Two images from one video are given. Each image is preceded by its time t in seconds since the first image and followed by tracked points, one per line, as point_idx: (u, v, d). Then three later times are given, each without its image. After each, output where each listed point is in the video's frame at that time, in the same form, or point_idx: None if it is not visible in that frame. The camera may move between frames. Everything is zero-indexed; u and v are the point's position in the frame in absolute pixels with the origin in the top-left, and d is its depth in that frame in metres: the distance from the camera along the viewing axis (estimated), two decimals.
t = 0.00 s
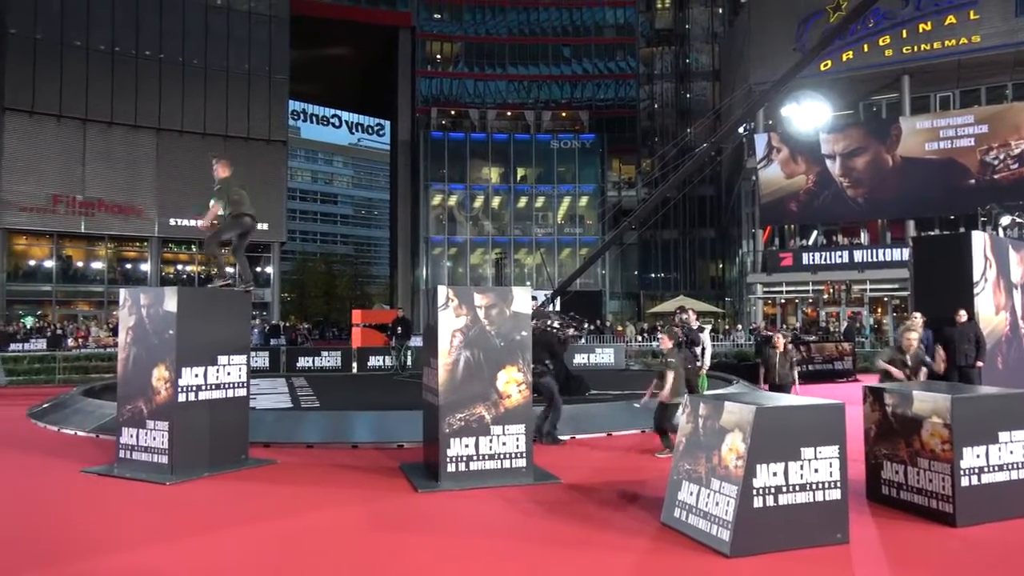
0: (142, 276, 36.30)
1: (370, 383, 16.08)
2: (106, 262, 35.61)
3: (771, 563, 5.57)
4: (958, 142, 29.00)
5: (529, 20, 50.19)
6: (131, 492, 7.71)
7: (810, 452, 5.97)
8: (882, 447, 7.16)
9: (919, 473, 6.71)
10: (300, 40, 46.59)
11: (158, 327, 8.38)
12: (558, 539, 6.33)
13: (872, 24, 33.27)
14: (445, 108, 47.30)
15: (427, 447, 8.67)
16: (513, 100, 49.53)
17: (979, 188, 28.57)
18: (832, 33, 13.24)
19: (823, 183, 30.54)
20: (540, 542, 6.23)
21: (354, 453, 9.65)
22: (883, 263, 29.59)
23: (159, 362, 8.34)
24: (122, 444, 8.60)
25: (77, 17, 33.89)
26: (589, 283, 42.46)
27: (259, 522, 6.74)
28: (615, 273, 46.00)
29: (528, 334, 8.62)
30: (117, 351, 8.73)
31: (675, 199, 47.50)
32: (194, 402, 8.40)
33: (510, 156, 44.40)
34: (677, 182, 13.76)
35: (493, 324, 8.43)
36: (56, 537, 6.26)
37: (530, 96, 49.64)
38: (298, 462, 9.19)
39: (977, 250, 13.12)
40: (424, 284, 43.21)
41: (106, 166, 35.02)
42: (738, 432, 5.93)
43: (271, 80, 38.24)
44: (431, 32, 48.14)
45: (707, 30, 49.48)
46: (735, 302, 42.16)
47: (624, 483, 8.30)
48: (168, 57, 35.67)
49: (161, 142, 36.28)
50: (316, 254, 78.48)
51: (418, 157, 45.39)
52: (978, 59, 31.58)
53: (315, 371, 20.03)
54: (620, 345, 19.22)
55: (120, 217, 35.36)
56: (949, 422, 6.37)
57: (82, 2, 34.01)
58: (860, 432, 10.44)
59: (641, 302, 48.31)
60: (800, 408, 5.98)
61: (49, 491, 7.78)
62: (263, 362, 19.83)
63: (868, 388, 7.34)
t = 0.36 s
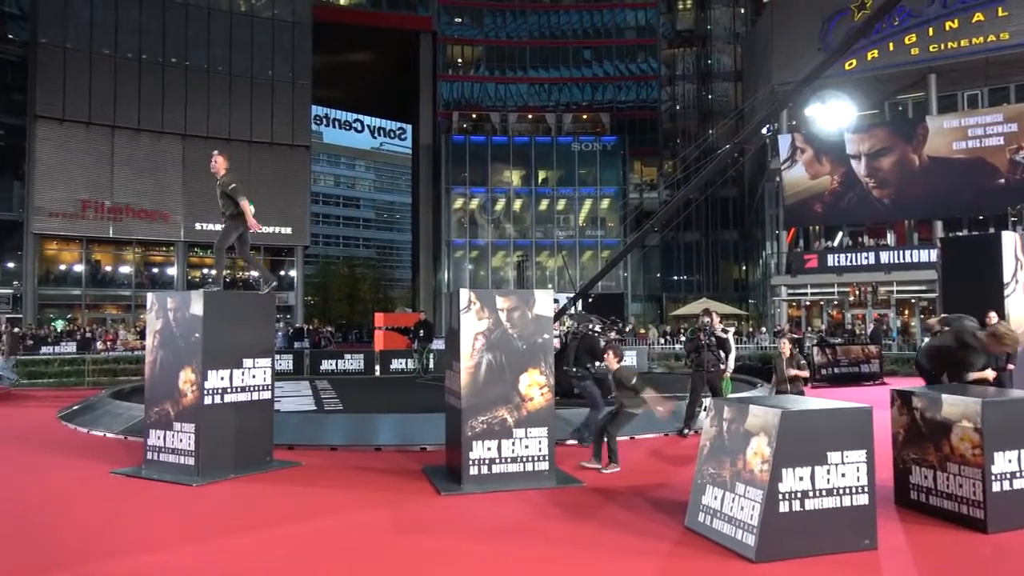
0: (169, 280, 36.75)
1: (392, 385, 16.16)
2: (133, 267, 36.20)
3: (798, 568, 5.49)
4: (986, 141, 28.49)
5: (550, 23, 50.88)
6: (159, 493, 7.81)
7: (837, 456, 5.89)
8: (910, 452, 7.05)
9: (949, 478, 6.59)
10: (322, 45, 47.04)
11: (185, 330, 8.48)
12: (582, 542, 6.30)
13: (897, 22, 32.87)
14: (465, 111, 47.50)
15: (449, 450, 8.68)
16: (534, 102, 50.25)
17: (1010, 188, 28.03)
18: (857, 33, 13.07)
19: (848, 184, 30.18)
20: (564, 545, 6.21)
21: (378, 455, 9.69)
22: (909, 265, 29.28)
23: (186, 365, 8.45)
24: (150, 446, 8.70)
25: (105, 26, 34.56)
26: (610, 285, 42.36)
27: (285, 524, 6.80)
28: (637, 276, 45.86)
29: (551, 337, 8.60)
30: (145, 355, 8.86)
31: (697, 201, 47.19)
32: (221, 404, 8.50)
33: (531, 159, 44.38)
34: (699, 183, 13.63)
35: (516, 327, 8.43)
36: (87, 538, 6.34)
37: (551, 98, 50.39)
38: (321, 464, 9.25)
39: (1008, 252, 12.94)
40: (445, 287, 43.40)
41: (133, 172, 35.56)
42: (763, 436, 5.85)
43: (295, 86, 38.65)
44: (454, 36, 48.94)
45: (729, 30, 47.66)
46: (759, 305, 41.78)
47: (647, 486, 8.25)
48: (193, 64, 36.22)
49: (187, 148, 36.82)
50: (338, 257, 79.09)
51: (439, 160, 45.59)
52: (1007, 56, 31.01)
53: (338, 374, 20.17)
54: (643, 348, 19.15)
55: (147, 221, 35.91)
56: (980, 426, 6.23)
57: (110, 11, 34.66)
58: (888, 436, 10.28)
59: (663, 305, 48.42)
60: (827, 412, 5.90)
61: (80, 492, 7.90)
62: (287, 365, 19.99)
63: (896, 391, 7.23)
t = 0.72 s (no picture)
0: (198, 282, 37.50)
1: (417, 387, 16.21)
2: (163, 269, 36.79)
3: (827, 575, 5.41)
4: (1019, 141, 27.85)
5: (574, 26, 50.70)
6: (188, 493, 7.92)
7: (866, 462, 5.79)
8: (942, 457, 6.91)
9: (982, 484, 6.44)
10: (347, 50, 47.47)
11: (214, 333, 8.60)
12: (607, 546, 6.27)
13: (927, 20, 32.33)
14: (489, 114, 47.65)
15: (473, 452, 8.69)
16: (558, 105, 50.08)
17: None
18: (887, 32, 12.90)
19: (876, 185, 29.76)
20: (589, 549, 6.17)
21: (403, 457, 9.73)
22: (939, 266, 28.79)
23: (214, 367, 8.55)
24: (179, 446, 8.82)
25: (136, 33, 35.22)
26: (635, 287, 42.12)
27: (311, 525, 6.84)
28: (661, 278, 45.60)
29: (574, 339, 8.57)
30: (174, 356, 8.99)
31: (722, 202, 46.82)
32: (248, 406, 8.60)
33: (554, 161, 44.38)
34: (725, 185, 13.51)
35: (539, 330, 8.42)
36: (117, 537, 6.44)
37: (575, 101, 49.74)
38: (346, 466, 9.30)
39: None
40: (469, 289, 43.53)
41: (162, 177, 36.12)
42: (791, 441, 5.76)
43: (321, 91, 39.04)
44: (477, 39, 48.97)
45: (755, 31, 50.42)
46: (786, 307, 41.25)
47: (672, 490, 8.19)
48: (221, 69, 36.76)
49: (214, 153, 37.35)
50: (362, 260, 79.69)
51: (462, 163, 45.76)
52: None
53: (363, 376, 20.28)
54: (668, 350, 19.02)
55: (175, 225, 36.44)
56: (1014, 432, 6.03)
57: (141, 19, 35.34)
58: (919, 441, 10.09)
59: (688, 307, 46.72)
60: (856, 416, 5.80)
61: (111, 492, 8.03)
62: (313, 367, 20.15)
63: (928, 396, 7.09)
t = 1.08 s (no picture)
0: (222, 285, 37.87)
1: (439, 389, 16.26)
2: (188, 272, 37.26)
3: None
4: None
5: (595, 27, 50.88)
6: (213, 493, 8.02)
7: (893, 467, 5.71)
8: (970, 462, 6.81)
9: (1013, 489, 6.33)
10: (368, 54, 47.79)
11: (238, 335, 8.68)
12: (630, 549, 6.24)
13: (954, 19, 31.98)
14: (510, 117, 47.71)
15: (495, 454, 8.70)
16: (579, 106, 50.08)
17: None
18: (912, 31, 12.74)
19: (902, 186, 29.41)
20: (609, 553, 6.14)
21: (425, 459, 9.77)
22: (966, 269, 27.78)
23: (238, 369, 8.64)
24: (203, 447, 8.93)
25: (162, 39, 35.71)
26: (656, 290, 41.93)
27: (334, 526, 6.89)
28: (683, 281, 45.36)
29: (596, 342, 8.54)
30: (199, 358, 9.09)
31: (745, 204, 46.48)
32: (272, 407, 8.69)
33: (575, 163, 44.35)
34: (748, 186, 13.36)
35: (561, 332, 8.41)
36: (142, 537, 6.53)
37: (596, 102, 50.18)
38: (369, 467, 9.35)
39: None
40: (489, 292, 43.58)
41: (186, 180, 36.56)
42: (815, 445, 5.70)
43: (343, 95, 39.36)
44: (498, 42, 49.27)
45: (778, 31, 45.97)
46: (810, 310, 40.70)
47: (694, 494, 8.13)
48: (245, 74, 37.22)
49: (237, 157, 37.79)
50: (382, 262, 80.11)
51: (483, 166, 45.85)
52: None
53: (385, 378, 20.36)
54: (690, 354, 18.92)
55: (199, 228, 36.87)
56: None
57: (166, 25, 35.85)
58: (947, 446, 9.94)
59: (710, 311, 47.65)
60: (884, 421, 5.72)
61: (136, 492, 8.15)
62: (335, 369, 20.27)
63: (956, 399, 6.99)
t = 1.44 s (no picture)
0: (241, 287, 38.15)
1: (458, 391, 16.28)
2: (208, 274, 37.61)
3: None
4: None
5: (612, 29, 50.46)
6: (233, 494, 8.08)
7: (915, 470, 5.64)
8: (995, 466, 6.70)
9: None
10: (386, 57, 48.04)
11: (258, 336, 8.74)
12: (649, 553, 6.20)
13: (976, 17, 31.52)
14: (527, 119, 47.72)
15: (512, 456, 8.70)
16: (596, 109, 49.90)
17: None
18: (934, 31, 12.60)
19: (924, 187, 29.04)
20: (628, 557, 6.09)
21: (443, 461, 9.78)
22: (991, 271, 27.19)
23: (258, 370, 8.70)
24: (223, 448, 9.01)
25: (183, 44, 36.12)
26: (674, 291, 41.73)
27: (353, 527, 6.90)
28: (701, 282, 45.10)
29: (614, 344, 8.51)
30: (220, 359, 9.18)
31: (764, 205, 46.17)
32: (291, 408, 8.75)
33: (592, 165, 44.25)
34: (767, 187, 13.26)
35: (578, 334, 8.40)
36: (162, 536, 6.58)
37: (613, 104, 49.93)
38: (387, 469, 9.38)
39: None
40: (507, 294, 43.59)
41: (206, 183, 36.91)
42: (837, 448, 5.63)
43: (361, 98, 39.58)
44: (516, 44, 49.08)
45: (797, 31, 47.47)
46: (830, 312, 40.27)
47: (714, 498, 8.07)
48: (264, 78, 37.58)
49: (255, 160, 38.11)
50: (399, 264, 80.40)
51: (500, 168, 45.93)
52: None
53: (403, 379, 20.41)
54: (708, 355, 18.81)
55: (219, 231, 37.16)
56: None
57: (188, 30, 36.26)
58: (971, 450, 9.79)
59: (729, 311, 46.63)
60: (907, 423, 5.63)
61: (158, 492, 8.24)
62: (353, 370, 20.36)
63: (980, 403, 6.88)
